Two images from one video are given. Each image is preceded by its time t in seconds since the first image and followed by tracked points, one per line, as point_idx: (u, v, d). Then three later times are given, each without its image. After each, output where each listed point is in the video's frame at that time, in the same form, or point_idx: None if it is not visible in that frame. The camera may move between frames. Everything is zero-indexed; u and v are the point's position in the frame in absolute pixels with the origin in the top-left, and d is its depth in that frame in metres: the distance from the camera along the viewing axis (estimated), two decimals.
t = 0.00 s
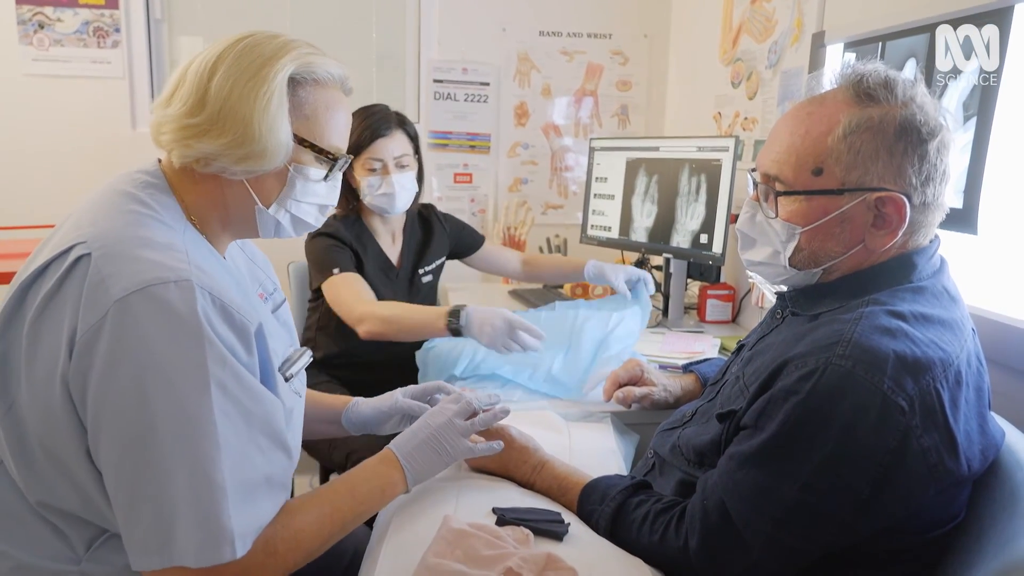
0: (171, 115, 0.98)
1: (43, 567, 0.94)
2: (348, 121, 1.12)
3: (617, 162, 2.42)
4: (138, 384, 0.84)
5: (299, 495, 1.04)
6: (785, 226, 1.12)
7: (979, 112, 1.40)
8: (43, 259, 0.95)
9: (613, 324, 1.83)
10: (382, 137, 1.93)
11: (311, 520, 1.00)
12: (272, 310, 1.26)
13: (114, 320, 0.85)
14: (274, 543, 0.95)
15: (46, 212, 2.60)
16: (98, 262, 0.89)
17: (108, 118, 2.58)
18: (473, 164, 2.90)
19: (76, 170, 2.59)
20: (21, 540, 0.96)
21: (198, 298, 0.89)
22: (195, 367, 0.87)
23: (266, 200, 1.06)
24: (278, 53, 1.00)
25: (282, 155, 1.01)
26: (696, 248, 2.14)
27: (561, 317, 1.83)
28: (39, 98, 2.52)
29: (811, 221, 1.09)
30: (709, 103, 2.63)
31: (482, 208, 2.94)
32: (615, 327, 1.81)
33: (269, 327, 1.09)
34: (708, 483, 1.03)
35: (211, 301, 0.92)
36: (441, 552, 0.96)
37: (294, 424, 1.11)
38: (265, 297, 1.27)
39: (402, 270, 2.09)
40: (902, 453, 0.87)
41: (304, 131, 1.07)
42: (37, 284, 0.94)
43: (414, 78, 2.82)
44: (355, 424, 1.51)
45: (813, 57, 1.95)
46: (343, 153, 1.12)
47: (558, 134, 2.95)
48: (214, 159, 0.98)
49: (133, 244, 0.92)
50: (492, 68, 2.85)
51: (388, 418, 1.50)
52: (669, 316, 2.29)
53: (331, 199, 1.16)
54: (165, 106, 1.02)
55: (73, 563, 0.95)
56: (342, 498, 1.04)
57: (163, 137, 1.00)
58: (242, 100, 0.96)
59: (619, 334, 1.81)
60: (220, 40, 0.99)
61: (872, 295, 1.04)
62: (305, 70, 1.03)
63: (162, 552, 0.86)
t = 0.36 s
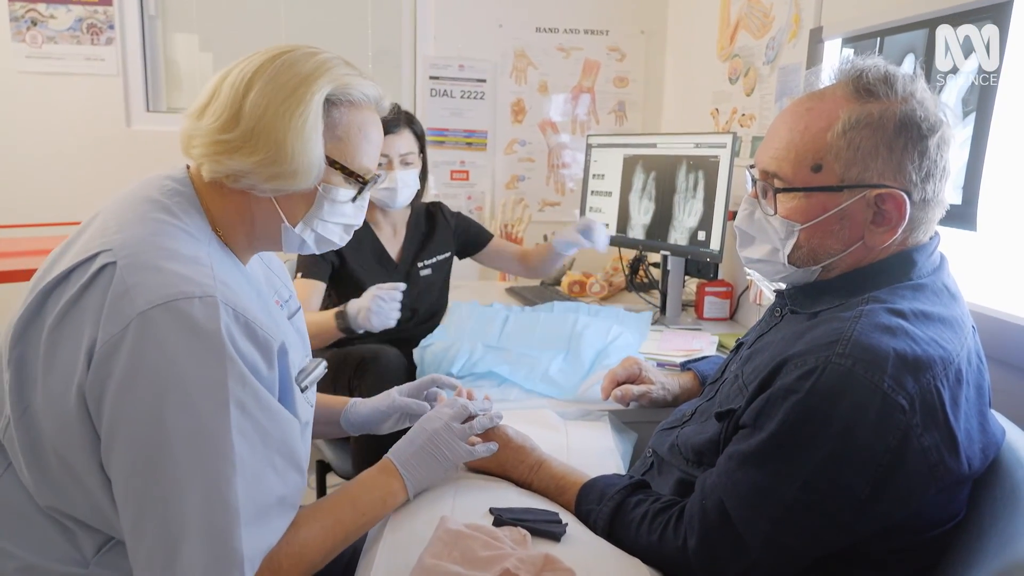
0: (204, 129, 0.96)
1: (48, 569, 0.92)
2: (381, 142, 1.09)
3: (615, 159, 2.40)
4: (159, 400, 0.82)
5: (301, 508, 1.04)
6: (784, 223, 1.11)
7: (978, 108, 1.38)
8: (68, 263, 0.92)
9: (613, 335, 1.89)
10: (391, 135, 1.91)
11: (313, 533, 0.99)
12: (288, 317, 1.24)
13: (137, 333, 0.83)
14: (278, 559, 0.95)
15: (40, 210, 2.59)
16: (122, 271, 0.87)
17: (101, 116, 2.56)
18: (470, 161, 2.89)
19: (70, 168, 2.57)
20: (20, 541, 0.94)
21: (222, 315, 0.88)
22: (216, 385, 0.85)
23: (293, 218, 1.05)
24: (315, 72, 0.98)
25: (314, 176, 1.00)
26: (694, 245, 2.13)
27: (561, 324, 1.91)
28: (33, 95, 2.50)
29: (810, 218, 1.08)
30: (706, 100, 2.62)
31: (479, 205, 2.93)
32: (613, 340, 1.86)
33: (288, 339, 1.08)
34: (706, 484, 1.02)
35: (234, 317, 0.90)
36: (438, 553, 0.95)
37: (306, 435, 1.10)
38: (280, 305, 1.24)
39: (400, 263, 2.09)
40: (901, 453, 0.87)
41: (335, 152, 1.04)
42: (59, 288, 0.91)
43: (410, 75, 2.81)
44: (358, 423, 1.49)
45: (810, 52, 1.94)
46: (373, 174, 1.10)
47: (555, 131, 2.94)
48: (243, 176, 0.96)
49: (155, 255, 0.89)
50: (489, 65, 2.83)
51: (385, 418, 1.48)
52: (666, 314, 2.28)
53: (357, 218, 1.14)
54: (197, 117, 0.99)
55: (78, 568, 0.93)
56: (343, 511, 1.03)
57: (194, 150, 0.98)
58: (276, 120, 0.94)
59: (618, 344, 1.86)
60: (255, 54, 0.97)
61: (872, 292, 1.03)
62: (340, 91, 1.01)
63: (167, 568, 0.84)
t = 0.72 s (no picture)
0: (202, 128, 0.94)
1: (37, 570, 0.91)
2: (382, 143, 1.08)
3: (612, 157, 2.39)
4: (150, 400, 0.81)
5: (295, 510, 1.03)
6: (784, 221, 1.10)
7: (978, 105, 1.37)
8: (61, 261, 0.90)
9: (608, 336, 1.88)
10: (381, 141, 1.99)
11: (307, 535, 0.98)
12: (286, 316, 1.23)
13: (130, 333, 0.81)
14: (270, 560, 0.94)
15: (33, 208, 2.56)
16: (115, 270, 0.85)
17: (95, 113, 2.54)
18: (466, 159, 2.88)
19: (63, 165, 2.55)
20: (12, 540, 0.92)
21: (217, 316, 0.86)
22: (209, 387, 0.83)
23: (290, 217, 1.03)
24: (314, 71, 0.96)
25: (313, 176, 0.98)
26: (692, 243, 2.12)
27: (557, 324, 1.91)
28: (26, 92, 2.48)
29: (810, 216, 1.07)
30: (704, 97, 2.61)
31: (475, 203, 2.92)
32: (609, 341, 1.86)
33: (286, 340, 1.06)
34: (703, 484, 1.01)
35: (229, 318, 0.89)
36: (431, 555, 0.94)
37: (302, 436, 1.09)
38: (279, 304, 1.23)
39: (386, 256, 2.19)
40: (902, 454, 0.86)
41: (334, 152, 1.03)
42: (51, 286, 0.90)
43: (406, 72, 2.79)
44: (369, 397, 1.50)
45: (809, 49, 1.93)
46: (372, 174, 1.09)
47: (552, 128, 2.92)
48: (242, 175, 0.95)
49: (149, 254, 0.88)
50: (485, 61, 2.82)
51: (394, 385, 1.50)
52: (664, 312, 2.27)
53: (355, 219, 1.13)
54: (194, 114, 0.98)
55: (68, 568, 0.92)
56: (337, 512, 1.02)
57: (191, 149, 0.96)
58: (275, 119, 0.92)
59: (614, 345, 1.84)
60: (254, 51, 0.95)
61: (872, 291, 1.02)
62: (340, 90, 1.00)
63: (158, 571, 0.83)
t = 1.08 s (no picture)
0: (172, 115, 0.93)
1: (20, 568, 0.90)
2: (355, 129, 1.07)
3: (609, 152, 2.38)
4: (122, 393, 0.79)
5: (283, 505, 1.02)
6: (781, 216, 1.08)
7: (977, 98, 1.36)
8: (33, 254, 0.89)
9: (605, 333, 1.87)
10: (370, 131, 1.95)
11: (294, 531, 0.97)
12: (270, 309, 1.23)
13: (100, 326, 0.80)
14: (256, 557, 0.93)
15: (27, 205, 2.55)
16: (86, 263, 0.84)
17: (88, 109, 2.53)
18: (463, 154, 2.86)
19: (56, 161, 2.53)
20: None
21: (189, 306, 0.85)
22: (182, 378, 0.82)
23: (264, 205, 1.02)
24: (284, 55, 0.95)
25: (285, 162, 0.97)
26: (688, 239, 2.10)
27: (553, 321, 1.89)
28: (18, 87, 2.46)
29: (806, 212, 1.05)
30: (701, 92, 2.59)
31: (472, 199, 2.90)
32: (606, 336, 1.84)
33: (266, 333, 1.05)
34: (699, 482, 0.99)
35: (202, 308, 0.88)
36: (423, 554, 0.93)
37: (285, 431, 1.08)
38: (262, 297, 1.23)
39: (363, 265, 2.11)
40: (899, 451, 0.85)
41: (307, 139, 1.02)
42: (23, 280, 0.88)
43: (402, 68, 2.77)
44: (367, 382, 1.49)
45: (806, 43, 1.92)
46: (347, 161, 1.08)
47: (550, 124, 2.91)
48: (213, 162, 0.94)
49: (121, 246, 0.87)
50: (481, 56, 2.80)
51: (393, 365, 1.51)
52: (661, 308, 2.26)
53: (332, 206, 1.11)
54: (165, 103, 0.97)
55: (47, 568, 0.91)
56: (325, 508, 1.02)
57: (162, 137, 0.95)
58: (244, 104, 0.91)
59: (611, 342, 1.83)
60: (223, 37, 0.94)
61: (870, 287, 1.01)
62: (312, 74, 0.99)
63: (139, 567, 0.82)
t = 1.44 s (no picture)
0: (154, 108, 0.92)
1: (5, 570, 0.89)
2: (340, 120, 1.07)
3: (606, 150, 2.37)
4: (106, 391, 0.79)
5: (273, 503, 1.01)
6: (776, 215, 1.07)
7: (974, 96, 1.35)
8: (15, 251, 0.88)
9: (602, 332, 1.85)
10: (379, 133, 1.94)
11: (284, 530, 0.96)
12: (257, 308, 1.23)
13: (82, 323, 0.79)
14: (243, 556, 0.92)
15: (23, 206, 2.54)
16: (68, 259, 0.83)
17: (84, 109, 2.52)
18: (460, 154, 2.85)
19: (52, 162, 2.52)
20: None
21: (172, 301, 0.84)
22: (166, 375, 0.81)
23: (250, 197, 1.01)
24: (267, 47, 0.95)
25: (271, 153, 0.97)
26: (686, 237, 2.09)
27: (550, 320, 1.88)
28: (14, 87, 2.45)
29: (803, 210, 1.04)
30: (699, 90, 2.58)
31: (470, 198, 2.89)
32: (603, 336, 1.83)
33: (253, 330, 1.04)
34: (694, 483, 0.98)
35: (185, 303, 0.87)
36: (414, 557, 0.92)
37: (273, 430, 1.07)
38: (249, 296, 1.22)
39: (363, 282, 2.03)
40: (895, 451, 0.84)
41: (292, 129, 1.01)
42: (6, 278, 0.88)
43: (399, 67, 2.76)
44: (371, 359, 1.51)
45: (804, 40, 1.91)
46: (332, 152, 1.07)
47: (547, 123, 2.90)
48: (198, 155, 0.93)
49: (105, 242, 0.86)
50: (479, 55, 2.79)
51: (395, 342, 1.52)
52: (658, 307, 2.25)
53: (318, 199, 1.11)
54: (148, 97, 0.96)
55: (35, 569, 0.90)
56: (316, 506, 1.01)
57: (145, 131, 0.94)
58: (228, 96, 0.91)
59: (607, 342, 1.82)
60: (205, 31, 0.94)
61: (865, 286, 1.00)
62: (295, 65, 0.98)
63: (125, 565, 0.81)
